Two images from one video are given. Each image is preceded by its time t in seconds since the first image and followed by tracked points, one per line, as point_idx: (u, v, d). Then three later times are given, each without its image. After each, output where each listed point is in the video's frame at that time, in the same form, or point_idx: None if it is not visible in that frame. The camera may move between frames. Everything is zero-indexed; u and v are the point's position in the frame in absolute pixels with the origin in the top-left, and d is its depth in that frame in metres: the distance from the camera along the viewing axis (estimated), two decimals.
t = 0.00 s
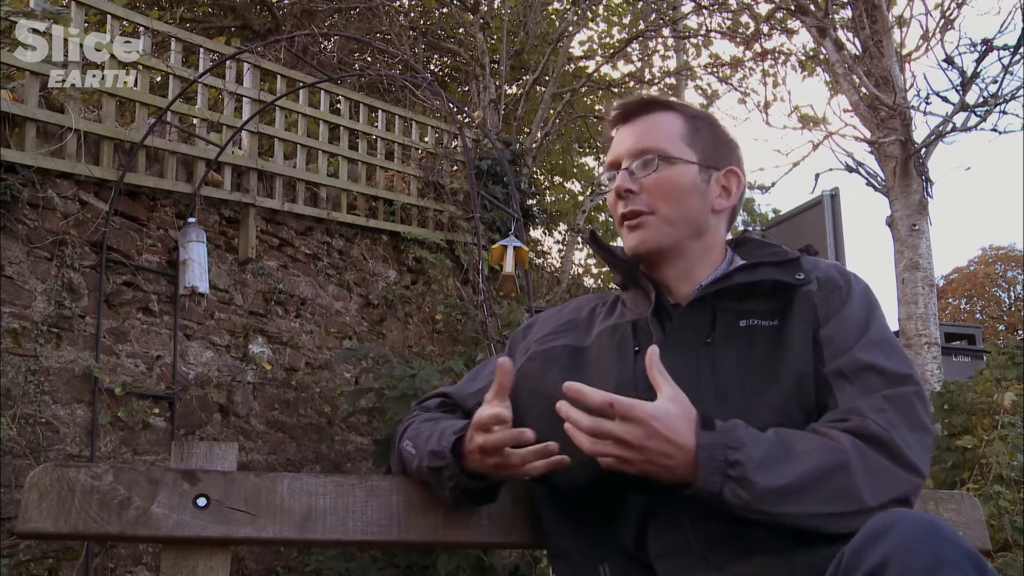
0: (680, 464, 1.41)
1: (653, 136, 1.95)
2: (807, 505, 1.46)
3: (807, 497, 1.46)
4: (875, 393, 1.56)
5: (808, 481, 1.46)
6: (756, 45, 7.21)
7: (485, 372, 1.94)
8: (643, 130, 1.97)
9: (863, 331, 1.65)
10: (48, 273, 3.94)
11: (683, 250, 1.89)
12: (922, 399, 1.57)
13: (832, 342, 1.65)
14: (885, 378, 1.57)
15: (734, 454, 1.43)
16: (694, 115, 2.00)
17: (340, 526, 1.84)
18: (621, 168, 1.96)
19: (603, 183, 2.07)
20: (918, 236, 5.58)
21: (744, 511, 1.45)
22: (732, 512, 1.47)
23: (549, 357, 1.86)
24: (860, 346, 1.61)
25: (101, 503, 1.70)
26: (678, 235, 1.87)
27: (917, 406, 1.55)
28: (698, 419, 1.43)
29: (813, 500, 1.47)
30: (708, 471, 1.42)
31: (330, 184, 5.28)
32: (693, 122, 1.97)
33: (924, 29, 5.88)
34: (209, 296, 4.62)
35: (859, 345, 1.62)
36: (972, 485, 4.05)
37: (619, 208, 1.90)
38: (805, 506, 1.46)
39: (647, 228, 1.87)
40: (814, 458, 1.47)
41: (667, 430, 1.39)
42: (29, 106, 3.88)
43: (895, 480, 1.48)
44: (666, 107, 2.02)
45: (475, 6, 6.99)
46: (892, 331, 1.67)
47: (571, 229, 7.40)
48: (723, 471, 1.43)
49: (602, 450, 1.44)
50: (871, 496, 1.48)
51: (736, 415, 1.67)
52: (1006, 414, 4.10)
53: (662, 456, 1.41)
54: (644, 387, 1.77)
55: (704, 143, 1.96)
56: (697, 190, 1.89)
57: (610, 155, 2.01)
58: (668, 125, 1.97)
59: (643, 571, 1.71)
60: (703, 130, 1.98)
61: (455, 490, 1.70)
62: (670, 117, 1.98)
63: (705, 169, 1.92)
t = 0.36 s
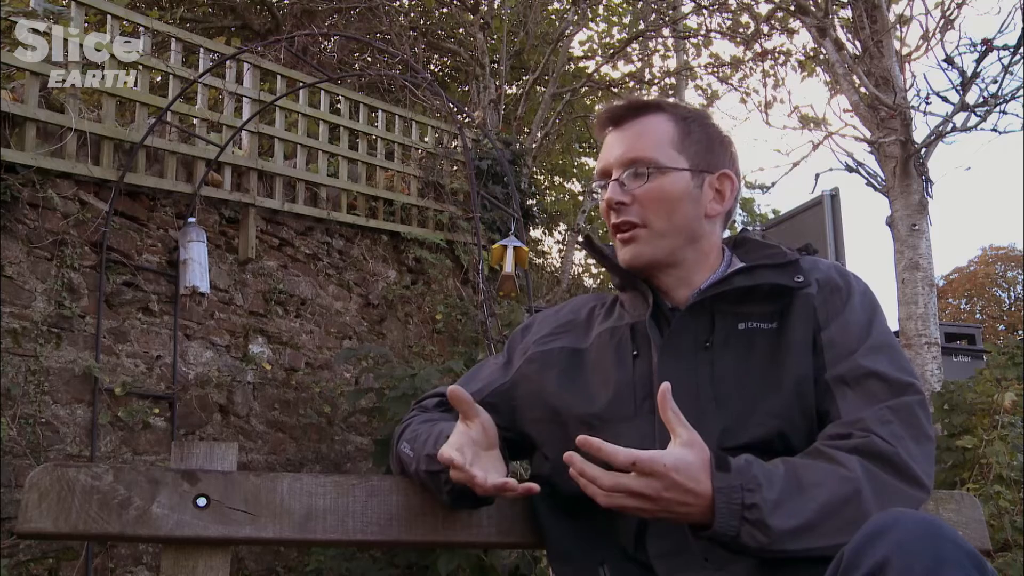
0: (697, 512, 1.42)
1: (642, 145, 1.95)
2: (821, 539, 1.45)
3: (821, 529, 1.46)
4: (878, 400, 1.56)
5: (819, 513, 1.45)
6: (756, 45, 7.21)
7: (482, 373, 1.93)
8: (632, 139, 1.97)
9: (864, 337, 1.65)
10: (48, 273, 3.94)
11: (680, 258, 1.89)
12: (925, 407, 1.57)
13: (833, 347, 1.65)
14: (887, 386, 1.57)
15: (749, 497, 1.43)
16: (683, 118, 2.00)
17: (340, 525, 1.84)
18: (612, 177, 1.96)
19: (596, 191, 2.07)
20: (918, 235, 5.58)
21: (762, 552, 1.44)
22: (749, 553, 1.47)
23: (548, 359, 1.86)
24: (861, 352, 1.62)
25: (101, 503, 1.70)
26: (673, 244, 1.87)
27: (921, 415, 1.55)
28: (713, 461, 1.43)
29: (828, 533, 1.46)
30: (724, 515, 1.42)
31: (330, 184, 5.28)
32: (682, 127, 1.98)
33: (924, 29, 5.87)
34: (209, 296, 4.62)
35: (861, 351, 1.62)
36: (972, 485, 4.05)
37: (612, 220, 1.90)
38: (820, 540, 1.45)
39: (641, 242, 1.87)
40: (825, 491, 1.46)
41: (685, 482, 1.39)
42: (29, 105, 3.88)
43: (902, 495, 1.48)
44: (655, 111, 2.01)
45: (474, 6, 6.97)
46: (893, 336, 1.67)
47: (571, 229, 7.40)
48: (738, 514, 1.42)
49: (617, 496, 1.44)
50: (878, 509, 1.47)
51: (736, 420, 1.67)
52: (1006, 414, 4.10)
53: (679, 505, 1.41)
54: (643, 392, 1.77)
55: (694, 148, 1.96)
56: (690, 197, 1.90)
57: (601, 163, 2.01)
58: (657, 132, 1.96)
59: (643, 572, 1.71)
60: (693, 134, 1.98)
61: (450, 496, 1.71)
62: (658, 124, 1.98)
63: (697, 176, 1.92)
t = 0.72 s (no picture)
0: (698, 509, 1.42)
1: (647, 140, 1.95)
2: (820, 538, 1.45)
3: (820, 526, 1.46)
4: (879, 401, 1.56)
5: (818, 511, 1.45)
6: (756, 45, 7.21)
7: (482, 373, 1.93)
8: (637, 134, 1.97)
9: (863, 337, 1.65)
10: (48, 273, 3.94)
11: (681, 254, 1.89)
12: (925, 407, 1.57)
13: (833, 348, 1.65)
14: (887, 386, 1.57)
15: (749, 495, 1.43)
16: (688, 117, 2.00)
17: (340, 525, 1.84)
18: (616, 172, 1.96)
19: (599, 187, 2.07)
20: (918, 235, 5.58)
21: (762, 550, 1.44)
22: (749, 551, 1.47)
23: (548, 358, 1.86)
24: (861, 352, 1.62)
25: (101, 503, 1.70)
26: (675, 240, 1.87)
27: (920, 414, 1.55)
28: (713, 460, 1.43)
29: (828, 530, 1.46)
30: (724, 513, 1.42)
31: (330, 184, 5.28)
32: (687, 125, 1.98)
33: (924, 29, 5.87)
34: (209, 296, 4.63)
35: (860, 351, 1.62)
36: (972, 485, 4.05)
37: (615, 213, 1.90)
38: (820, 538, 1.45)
39: (643, 235, 1.87)
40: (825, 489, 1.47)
41: (686, 480, 1.39)
42: (29, 105, 3.88)
43: (902, 494, 1.48)
44: (661, 109, 2.02)
45: (475, 6, 6.98)
46: (893, 336, 1.68)
47: (571, 229, 7.40)
48: (738, 511, 1.42)
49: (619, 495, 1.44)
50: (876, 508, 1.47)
51: (736, 420, 1.67)
52: (1006, 414, 4.10)
53: (681, 502, 1.41)
54: (643, 392, 1.77)
55: (698, 146, 1.96)
56: (693, 194, 1.90)
57: (605, 158, 2.01)
58: (662, 129, 1.97)
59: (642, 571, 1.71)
60: (697, 133, 1.99)
61: (451, 495, 1.71)
62: (664, 121, 1.98)
63: (701, 173, 1.92)
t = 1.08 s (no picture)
0: (694, 491, 1.41)
1: (652, 140, 1.95)
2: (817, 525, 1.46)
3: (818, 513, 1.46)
4: (879, 398, 1.56)
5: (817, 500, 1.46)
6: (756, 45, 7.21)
7: (483, 374, 1.93)
8: (642, 133, 1.97)
9: (863, 335, 1.65)
10: (48, 273, 3.94)
11: (685, 254, 1.89)
12: (925, 405, 1.58)
13: (835, 346, 1.65)
14: (888, 384, 1.57)
15: (744, 479, 1.43)
16: (693, 117, 2.00)
17: (340, 525, 1.84)
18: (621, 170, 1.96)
19: (603, 186, 2.07)
20: (918, 235, 5.58)
21: (756, 533, 1.45)
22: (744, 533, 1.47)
23: (549, 357, 1.86)
24: (861, 350, 1.62)
25: (101, 503, 1.70)
26: (679, 239, 1.87)
27: (920, 412, 1.55)
28: (709, 443, 1.43)
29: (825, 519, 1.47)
30: (719, 494, 1.42)
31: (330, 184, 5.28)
32: (692, 125, 1.98)
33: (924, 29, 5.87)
34: (209, 296, 4.63)
35: (861, 349, 1.62)
36: (972, 485, 4.05)
37: (620, 211, 1.90)
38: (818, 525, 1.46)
39: (647, 235, 1.87)
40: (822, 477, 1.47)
41: (683, 460, 1.38)
42: (29, 105, 3.88)
43: (902, 491, 1.48)
44: (665, 108, 2.02)
45: (475, 6, 6.98)
46: (893, 334, 1.68)
47: (571, 229, 7.39)
48: (735, 494, 1.42)
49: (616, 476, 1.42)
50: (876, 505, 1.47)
51: (737, 420, 1.67)
52: (1006, 414, 4.10)
53: (677, 484, 1.41)
54: (644, 391, 1.77)
55: (703, 145, 1.96)
56: (698, 193, 1.90)
57: (610, 156, 2.01)
58: (666, 128, 1.97)
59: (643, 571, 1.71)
60: (702, 133, 1.99)
61: (450, 492, 1.71)
62: (668, 120, 1.98)
63: (705, 173, 1.93)
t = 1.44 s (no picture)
0: (695, 496, 1.43)
1: (649, 141, 1.95)
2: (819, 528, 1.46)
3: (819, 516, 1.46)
4: (878, 400, 1.56)
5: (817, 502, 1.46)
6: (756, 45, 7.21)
7: (482, 372, 1.93)
8: (639, 134, 1.97)
9: (863, 336, 1.65)
10: (48, 273, 3.94)
11: (683, 256, 1.89)
12: (925, 407, 1.58)
13: (834, 347, 1.65)
14: (887, 387, 1.57)
15: (744, 483, 1.44)
16: (691, 117, 2.00)
17: (340, 526, 1.84)
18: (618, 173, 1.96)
19: (602, 188, 2.07)
20: (918, 235, 5.58)
21: (758, 538, 1.45)
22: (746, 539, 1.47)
23: (548, 357, 1.86)
24: (860, 352, 1.62)
25: (101, 503, 1.70)
26: (676, 242, 1.87)
27: (918, 415, 1.55)
28: (709, 447, 1.44)
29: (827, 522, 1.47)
30: (721, 500, 1.42)
31: (330, 184, 5.28)
32: (689, 126, 1.98)
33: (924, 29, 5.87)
34: (210, 296, 4.63)
35: (860, 351, 1.62)
36: (972, 485, 4.05)
37: (616, 215, 1.90)
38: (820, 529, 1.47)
39: (645, 237, 1.87)
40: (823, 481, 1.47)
41: (684, 465, 1.39)
42: (29, 105, 3.88)
43: (902, 493, 1.49)
44: (663, 109, 2.02)
45: (475, 6, 6.98)
46: (893, 337, 1.68)
47: (571, 229, 7.39)
48: (735, 499, 1.43)
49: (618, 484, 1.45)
50: (875, 507, 1.47)
51: (736, 421, 1.67)
52: (1006, 414, 4.10)
53: (677, 488, 1.42)
54: (643, 392, 1.77)
55: (701, 147, 1.96)
56: (694, 196, 1.90)
57: (607, 159, 2.01)
58: (664, 130, 1.97)
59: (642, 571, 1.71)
60: (700, 134, 1.98)
61: (455, 499, 1.71)
62: (666, 122, 1.98)
63: (703, 174, 1.93)
